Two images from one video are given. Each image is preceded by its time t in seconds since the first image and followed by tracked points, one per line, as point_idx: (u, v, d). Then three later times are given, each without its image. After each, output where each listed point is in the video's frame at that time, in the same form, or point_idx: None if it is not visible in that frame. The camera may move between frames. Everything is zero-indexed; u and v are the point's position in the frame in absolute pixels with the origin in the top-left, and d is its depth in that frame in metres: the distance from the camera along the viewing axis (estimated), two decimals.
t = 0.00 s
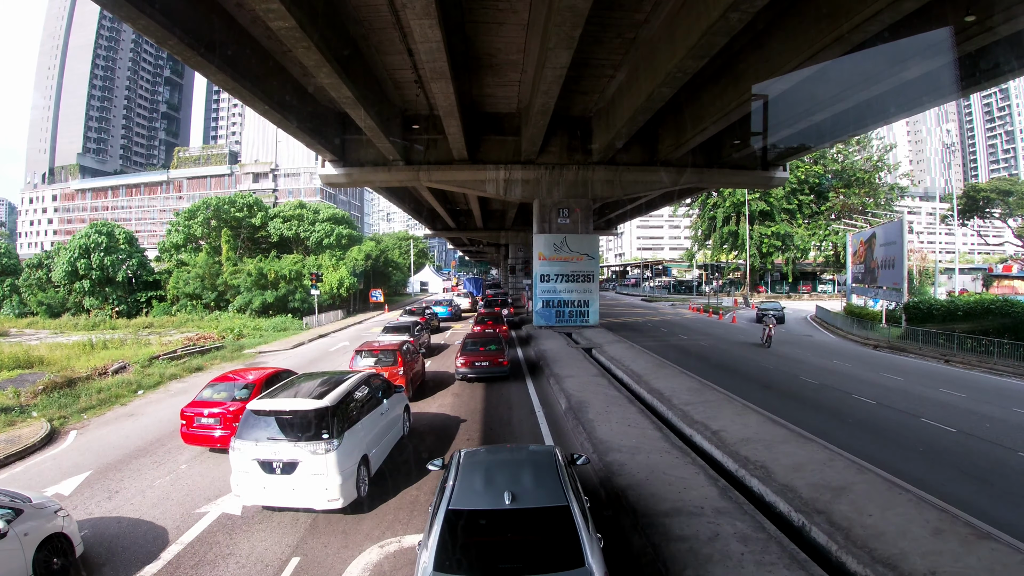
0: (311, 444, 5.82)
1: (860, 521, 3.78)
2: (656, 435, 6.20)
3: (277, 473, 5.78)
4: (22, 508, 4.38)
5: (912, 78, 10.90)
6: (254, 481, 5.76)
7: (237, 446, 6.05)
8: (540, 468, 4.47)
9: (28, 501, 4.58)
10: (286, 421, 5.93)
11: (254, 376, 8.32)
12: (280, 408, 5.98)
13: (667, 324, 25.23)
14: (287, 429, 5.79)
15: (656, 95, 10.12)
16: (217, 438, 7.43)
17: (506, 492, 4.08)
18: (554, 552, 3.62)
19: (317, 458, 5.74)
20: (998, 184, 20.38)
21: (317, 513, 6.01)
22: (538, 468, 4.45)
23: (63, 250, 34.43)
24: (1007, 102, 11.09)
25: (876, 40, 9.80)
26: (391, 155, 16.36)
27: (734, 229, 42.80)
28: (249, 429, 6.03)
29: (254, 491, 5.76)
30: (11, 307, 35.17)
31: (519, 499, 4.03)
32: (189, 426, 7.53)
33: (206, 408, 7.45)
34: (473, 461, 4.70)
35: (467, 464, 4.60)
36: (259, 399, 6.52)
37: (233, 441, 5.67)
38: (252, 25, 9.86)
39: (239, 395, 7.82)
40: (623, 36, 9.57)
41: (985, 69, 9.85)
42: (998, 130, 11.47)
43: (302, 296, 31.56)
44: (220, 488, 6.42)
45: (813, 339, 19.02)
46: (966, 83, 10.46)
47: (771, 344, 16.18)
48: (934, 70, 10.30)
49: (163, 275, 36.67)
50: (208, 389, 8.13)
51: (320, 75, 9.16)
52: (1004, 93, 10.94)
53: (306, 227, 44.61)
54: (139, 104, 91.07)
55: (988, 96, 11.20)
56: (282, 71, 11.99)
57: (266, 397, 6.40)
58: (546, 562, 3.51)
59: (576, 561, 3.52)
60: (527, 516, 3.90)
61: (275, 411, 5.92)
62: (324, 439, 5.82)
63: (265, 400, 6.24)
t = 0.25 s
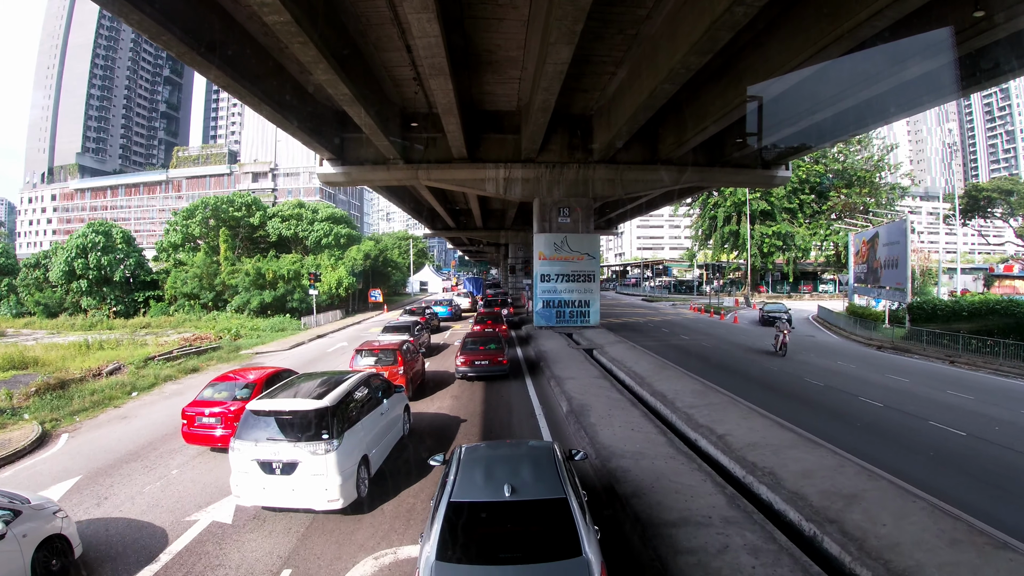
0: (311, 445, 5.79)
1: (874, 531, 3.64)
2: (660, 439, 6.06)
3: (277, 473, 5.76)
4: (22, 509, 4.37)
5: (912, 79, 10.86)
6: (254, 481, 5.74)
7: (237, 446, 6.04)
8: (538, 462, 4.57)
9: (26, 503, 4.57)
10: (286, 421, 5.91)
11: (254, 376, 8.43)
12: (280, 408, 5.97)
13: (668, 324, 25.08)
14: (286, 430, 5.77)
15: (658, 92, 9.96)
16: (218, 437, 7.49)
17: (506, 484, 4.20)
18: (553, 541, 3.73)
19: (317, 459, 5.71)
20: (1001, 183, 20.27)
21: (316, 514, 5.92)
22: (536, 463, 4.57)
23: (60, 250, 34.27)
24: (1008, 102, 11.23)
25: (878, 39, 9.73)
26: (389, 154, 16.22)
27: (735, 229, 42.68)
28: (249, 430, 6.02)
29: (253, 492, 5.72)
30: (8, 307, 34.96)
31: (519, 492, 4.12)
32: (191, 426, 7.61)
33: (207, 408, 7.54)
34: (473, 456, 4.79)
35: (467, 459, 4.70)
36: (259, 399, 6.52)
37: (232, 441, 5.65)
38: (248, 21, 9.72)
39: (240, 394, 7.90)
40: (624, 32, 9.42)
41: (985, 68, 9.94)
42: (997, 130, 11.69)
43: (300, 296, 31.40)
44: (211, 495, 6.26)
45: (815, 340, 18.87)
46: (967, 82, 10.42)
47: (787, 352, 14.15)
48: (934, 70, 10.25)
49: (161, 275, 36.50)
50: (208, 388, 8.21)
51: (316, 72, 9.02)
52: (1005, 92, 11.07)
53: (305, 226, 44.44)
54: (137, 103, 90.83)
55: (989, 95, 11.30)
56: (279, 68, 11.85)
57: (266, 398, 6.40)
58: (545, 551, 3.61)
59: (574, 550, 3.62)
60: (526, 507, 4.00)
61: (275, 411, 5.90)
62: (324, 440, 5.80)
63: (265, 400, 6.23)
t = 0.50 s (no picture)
0: (312, 446, 5.76)
1: (886, 540, 3.52)
2: (664, 444, 5.93)
3: (276, 474, 5.74)
4: (20, 511, 4.33)
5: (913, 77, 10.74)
6: (254, 481, 5.71)
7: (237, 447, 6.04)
8: (537, 457, 4.67)
9: (24, 504, 4.53)
10: (285, 422, 5.89)
11: (255, 376, 8.50)
12: (281, 409, 5.96)
13: (668, 325, 24.96)
14: (286, 430, 5.77)
15: (660, 89, 9.81)
16: (219, 437, 7.53)
17: (506, 478, 4.31)
18: (551, 534, 3.83)
19: (317, 459, 5.68)
20: (1003, 183, 20.16)
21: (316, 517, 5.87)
22: (536, 457, 4.66)
23: (57, 250, 34.16)
24: (1008, 101, 10.67)
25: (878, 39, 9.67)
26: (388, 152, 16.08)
27: (735, 229, 42.57)
28: (249, 431, 6.00)
29: (253, 492, 5.70)
30: (5, 308, 34.81)
31: (518, 485, 4.23)
32: (191, 426, 7.65)
33: (208, 407, 7.60)
34: (474, 452, 4.88)
35: (468, 455, 4.79)
36: (260, 400, 6.53)
37: (232, 441, 5.63)
38: (244, 18, 9.57)
39: (240, 394, 7.97)
40: (626, 28, 9.30)
41: (985, 69, 9.70)
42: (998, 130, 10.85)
43: (299, 296, 31.28)
44: (203, 502, 6.11)
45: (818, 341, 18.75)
46: (966, 82, 10.30)
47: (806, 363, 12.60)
48: (935, 69, 10.15)
49: (159, 275, 36.34)
50: (208, 389, 8.27)
51: (312, 69, 8.87)
52: (1005, 91, 10.64)
53: (304, 226, 44.31)
54: (135, 103, 90.58)
55: (988, 95, 10.93)
56: (276, 66, 11.71)
57: (267, 398, 6.40)
58: (543, 542, 3.71)
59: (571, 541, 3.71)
60: (525, 500, 4.09)
61: (275, 411, 5.89)
62: (324, 440, 5.78)
63: (265, 400, 6.22)
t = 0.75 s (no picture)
0: (312, 446, 5.80)
1: (903, 552, 3.37)
2: (669, 450, 5.76)
3: (276, 475, 5.78)
4: (18, 513, 4.35)
5: (913, 77, 10.48)
6: (254, 482, 5.75)
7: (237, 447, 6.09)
8: (536, 452, 4.84)
9: (22, 507, 4.53)
10: (285, 422, 5.94)
11: (255, 375, 8.56)
12: (280, 409, 6.00)
13: (669, 325, 24.78)
14: (286, 429, 5.82)
15: (663, 86, 9.65)
16: (219, 437, 7.60)
17: (506, 472, 4.48)
18: (548, 525, 4.00)
19: (317, 460, 5.71)
20: (1006, 182, 20.01)
21: (319, 515, 5.93)
22: (534, 452, 4.84)
23: (54, 249, 33.96)
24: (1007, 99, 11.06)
25: (877, 39, 9.60)
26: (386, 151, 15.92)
27: (736, 229, 42.39)
28: (249, 432, 6.04)
29: (253, 493, 5.74)
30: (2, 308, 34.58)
31: (518, 479, 4.42)
32: (191, 426, 7.71)
33: (208, 407, 7.65)
34: (474, 447, 5.05)
35: (468, 450, 4.97)
36: (260, 399, 6.58)
37: (232, 441, 5.66)
38: (240, 14, 9.41)
39: (240, 395, 8.02)
40: (628, 24, 9.15)
41: (985, 69, 9.56)
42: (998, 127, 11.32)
43: (296, 296, 31.11)
44: (193, 509, 5.95)
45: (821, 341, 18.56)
46: (966, 83, 10.21)
47: (838, 381, 10.76)
48: (935, 69, 9.94)
49: (156, 275, 36.16)
50: (208, 389, 8.33)
51: (308, 65, 8.71)
52: (1005, 91, 10.87)
53: (302, 225, 44.13)
54: (134, 102, 90.30)
55: (989, 95, 11.00)
56: (273, 63, 11.54)
57: (267, 398, 6.45)
58: (540, 533, 3.89)
59: (568, 532, 3.89)
60: (524, 494, 4.27)
61: (275, 411, 5.93)
62: (324, 441, 5.81)
63: (265, 400, 6.26)
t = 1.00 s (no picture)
0: (312, 446, 5.85)
1: (920, 564, 3.25)
2: (673, 455, 5.62)
3: (276, 475, 5.84)
4: (15, 515, 4.35)
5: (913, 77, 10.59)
6: (254, 482, 5.81)
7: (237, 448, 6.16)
8: (535, 448, 4.97)
9: (21, 509, 4.53)
10: (284, 422, 5.99)
11: (254, 375, 8.66)
12: (280, 409, 6.06)
13: (670, 325, 24.65)
14: (285, 429, 5.88)
15: (665, 83, 9.50)
16: (218, 437, 7.71)
17: (505, 467, 4.63)
18: (547, 517, 4.15)
19: (317, 460, 5.77)
20: (1008, 181, 19.94)
21: (317, 516, 5.95)
22: (533, 448, 4.97)
23: (51, 249, 33.80)
24: (1009, 101, 10.55)
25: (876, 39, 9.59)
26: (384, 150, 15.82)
27: (736, 228, 42.21)
28: (248, 432, 6.09)
29: (253, 493, 5.80)
30: None
31: (517, 473, 4.57)
32: (191, 425, 7.78)
33: (209, 406, 7.75)
34: (474, 443, 5.17)
35: (468, 446, 5.10)
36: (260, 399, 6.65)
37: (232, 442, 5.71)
38: (235, 10, 9.26)
39: (241, 395, 8.13)
40: (630, 20, 9.00)
41: (985, 69, 9.62)
42: (997, 129, 10.54)
43: (295, 296, 30.96)
44: (183, 517, 5.80)
45: (823, 342, 18.42)
46: (966, 82, 10.18)
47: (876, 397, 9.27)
48: (935, 69, 10.02)
49: (154, 275, 36.03)
50: (208, 389, 8.42)
51: (304, 61, 8.56)
52: (1005, 91, 10.55)
53: (300, 225, 43.99)
54: (132, 101, 90.04)
55: (988, 95, 10.79)
56: (270, 61, 11.40)
57: (267, 398, 6.51)
58: (539, 525, 4.03)
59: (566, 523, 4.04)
60: (523, 488, 4.40)
61: (275, 412, 5.99)
62: (324, 441, 5.87)
63: (265, 400, 6.31)
